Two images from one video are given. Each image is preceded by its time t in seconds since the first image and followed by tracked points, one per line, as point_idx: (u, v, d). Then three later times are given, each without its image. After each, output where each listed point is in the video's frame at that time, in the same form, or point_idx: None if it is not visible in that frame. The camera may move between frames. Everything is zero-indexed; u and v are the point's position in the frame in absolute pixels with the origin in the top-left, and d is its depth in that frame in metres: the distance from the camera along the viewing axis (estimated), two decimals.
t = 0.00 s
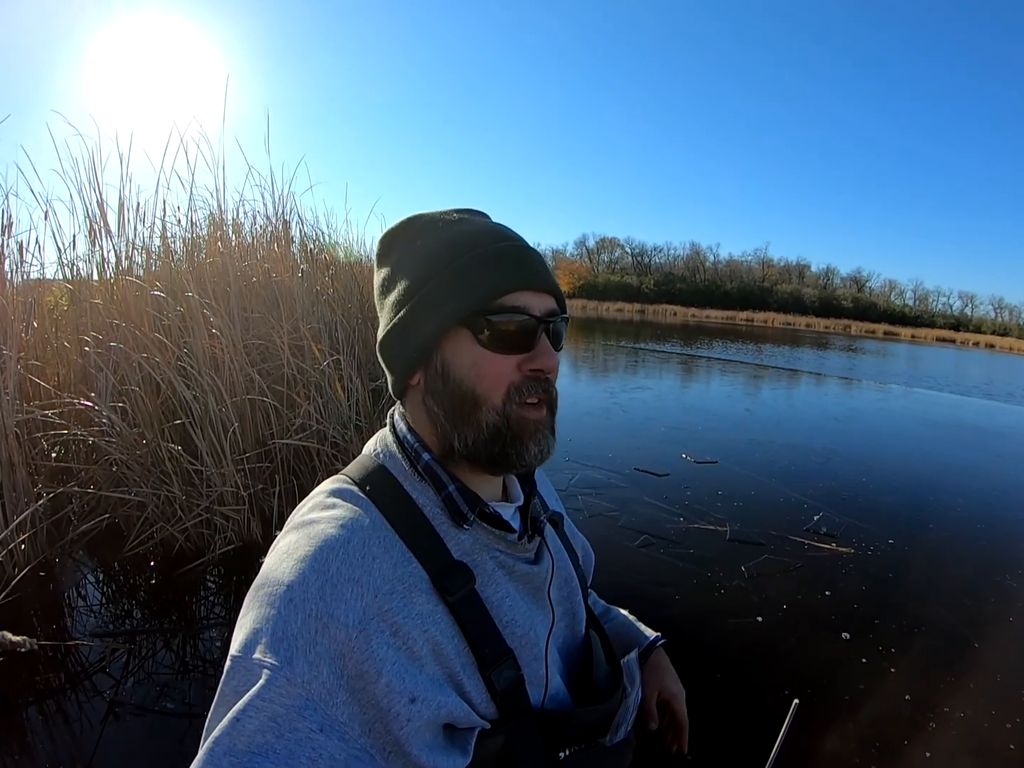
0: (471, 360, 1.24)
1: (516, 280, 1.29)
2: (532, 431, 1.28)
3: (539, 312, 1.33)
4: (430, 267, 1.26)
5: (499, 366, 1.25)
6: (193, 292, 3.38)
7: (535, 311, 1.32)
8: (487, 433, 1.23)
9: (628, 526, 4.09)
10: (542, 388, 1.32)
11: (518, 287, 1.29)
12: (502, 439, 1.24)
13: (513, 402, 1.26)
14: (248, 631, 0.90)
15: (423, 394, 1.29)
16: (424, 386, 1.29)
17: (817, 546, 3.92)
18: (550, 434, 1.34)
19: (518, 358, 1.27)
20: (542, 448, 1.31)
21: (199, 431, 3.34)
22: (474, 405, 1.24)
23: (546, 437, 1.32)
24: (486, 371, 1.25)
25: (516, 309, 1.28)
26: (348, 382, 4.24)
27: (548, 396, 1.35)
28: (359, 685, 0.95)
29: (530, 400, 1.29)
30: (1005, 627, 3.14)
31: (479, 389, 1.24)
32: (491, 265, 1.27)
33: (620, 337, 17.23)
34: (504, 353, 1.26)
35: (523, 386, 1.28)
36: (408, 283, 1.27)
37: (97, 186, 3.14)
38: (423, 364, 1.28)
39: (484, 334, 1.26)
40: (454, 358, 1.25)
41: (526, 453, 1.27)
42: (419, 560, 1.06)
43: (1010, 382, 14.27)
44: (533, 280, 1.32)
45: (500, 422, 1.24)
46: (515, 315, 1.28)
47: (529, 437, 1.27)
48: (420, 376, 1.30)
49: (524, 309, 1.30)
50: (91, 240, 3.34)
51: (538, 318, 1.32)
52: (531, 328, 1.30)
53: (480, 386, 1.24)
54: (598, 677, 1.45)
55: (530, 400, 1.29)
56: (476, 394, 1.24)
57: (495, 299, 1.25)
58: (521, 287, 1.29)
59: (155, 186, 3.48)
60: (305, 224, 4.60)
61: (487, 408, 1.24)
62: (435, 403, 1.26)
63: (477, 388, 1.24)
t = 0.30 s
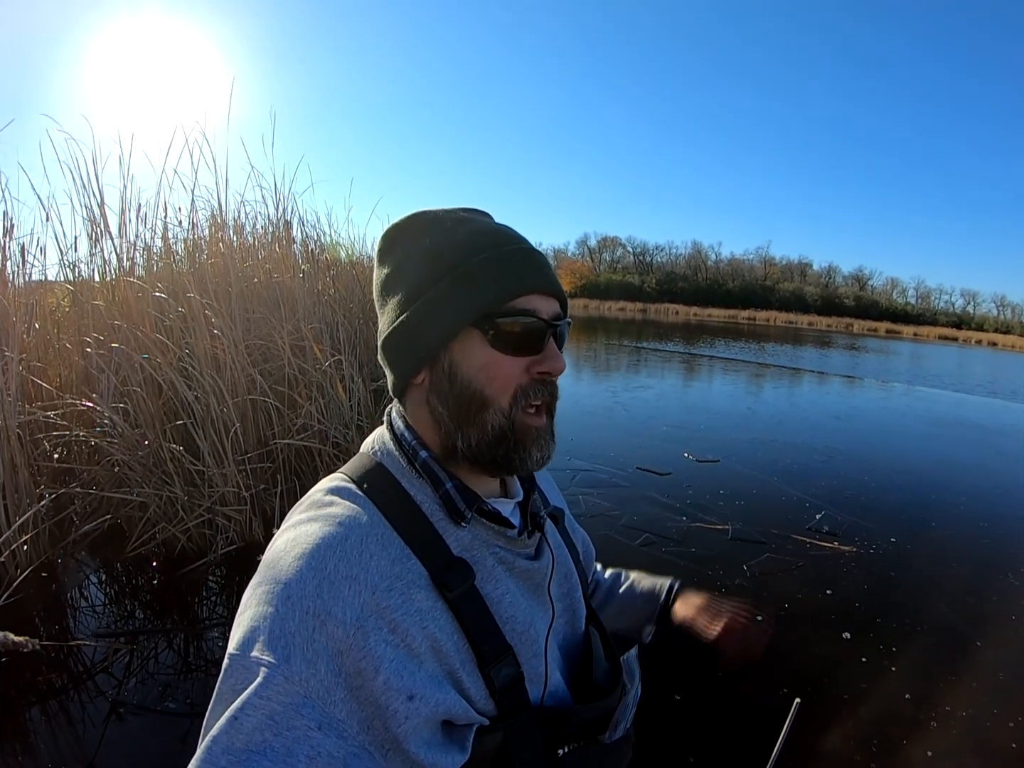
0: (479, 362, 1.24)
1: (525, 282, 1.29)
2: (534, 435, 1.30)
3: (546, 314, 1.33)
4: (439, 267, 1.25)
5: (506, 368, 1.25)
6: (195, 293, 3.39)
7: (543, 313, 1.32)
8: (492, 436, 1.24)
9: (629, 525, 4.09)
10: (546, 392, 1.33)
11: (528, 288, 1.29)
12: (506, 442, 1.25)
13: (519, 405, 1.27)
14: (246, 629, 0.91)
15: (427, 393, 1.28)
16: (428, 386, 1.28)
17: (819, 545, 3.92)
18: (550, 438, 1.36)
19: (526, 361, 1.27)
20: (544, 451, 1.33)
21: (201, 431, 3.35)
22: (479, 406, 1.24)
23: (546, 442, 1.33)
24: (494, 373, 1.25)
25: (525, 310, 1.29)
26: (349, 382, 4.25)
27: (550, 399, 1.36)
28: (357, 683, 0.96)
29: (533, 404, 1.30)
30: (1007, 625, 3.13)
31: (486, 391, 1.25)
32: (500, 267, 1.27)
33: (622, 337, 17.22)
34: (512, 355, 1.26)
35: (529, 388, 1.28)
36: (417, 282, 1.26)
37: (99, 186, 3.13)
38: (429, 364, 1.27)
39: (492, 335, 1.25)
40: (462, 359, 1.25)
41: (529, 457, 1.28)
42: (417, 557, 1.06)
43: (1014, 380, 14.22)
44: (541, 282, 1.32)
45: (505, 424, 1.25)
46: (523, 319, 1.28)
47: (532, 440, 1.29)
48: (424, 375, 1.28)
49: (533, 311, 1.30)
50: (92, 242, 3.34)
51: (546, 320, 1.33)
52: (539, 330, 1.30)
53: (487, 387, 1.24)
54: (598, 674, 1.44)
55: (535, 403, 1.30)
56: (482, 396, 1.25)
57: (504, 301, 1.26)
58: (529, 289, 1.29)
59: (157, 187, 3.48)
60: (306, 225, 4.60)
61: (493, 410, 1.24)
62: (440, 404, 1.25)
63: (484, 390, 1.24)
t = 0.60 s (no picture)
0: (483, 357, 1.24)
1: (532, 278, 1.29)
2: (536, 432, 1.29)
3: (552, 311, 1.33)
4: (446, 262, 1.25)
5: (510, 364, 1.25)
6: (197, 293, 3.39)
7: (549, 310, 1.32)
8: (494, 431, 1.22)
9: (632, 524, 4.08)
10: (550, 390, 1.32)
11: (534, 285, 1.29)
12: (508, 439, 1.24)
13: (522, 401, 1.26)
14: (250, 630, 0.90)
15: (430, 388, 1.27)
16: (432, 381, 1.27)
17: (823, 544, 3.90)
18: (552, 437, 1.34)
19: (530, 358, 1.27)
20: (546, 450, 1.31)
21: (204, 432, 3.35)
22: (482, 402, 1.23)
23: (549, 441, 1.32)
24: (497, 369, 1.24)
25: (532, 306, 1.28)
26: (352, 383, 4.24)
27: (554, 397, 1.35)
28: (362, 684, 0.95)
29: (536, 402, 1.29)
30: (1013, 624, 3.12)
31: (490, 387, 1.24)
32: (507, 262, 1.27)
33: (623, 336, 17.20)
34: (515, 350, 1.26)
35: (533, 385, 1.28)
36: (423, 276, 1.25)
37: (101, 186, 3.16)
38: (433, 358, 1.26)
39: (498, 330, 1.25)
40: (467, 354, 1.24)
41: (532, 454, 1.27)
42: (422, 557, 1.06)
43: (1017, 378, 14.18)
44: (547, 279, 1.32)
45: (508, 421, 1.24)
46: (528, 315, 1.27)
47: (535, 438, 1.28)
48: (428, 370, 1.27)
49: (539, 308, 1.30)
50: (94, 243, 3.34)
51: (552, 317, 1.32)
52: (545, 327, 1.30)
53: (491, 383, 1.24)
54: (605, 674, 1.44)
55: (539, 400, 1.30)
56: (486, 392, 1.24)
57: (511, 297, 1.25)
58: (536, 285, 1.29)
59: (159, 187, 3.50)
60: (307, 225, 4.60)
61: (496, 405, 1.24)
62: (444, 399, 1.24)
63: (488, 385, 1.24)
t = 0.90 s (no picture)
0: (510, 373, 1.23)
1: (564, 300, 1.29)
2: (552, 450, 1.29)
3: (577, 333, 1.34)
4: (482, 272, 1.24)
5: (534, 382, 1.24)
6: (197, 293, 3.38)
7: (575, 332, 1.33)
8: (511, 446, 1.22)
9: (632, 525, 4.08)
10: (569, 410, 1.33)
11: (565, 307, 1.29)
12: (524, 454, 1.24)
13: (541, 419, 1.26)
14: (252, 630, 0.90)
15: (448, 395, 1.26)
16: (450, 389, 1.25)
17: (823, 544, 3.90)
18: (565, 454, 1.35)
19: (556, 378, 1.27)
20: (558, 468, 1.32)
21: (204, 432, 3.35)
22: (503, 417, 1.23)
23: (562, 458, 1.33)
24: (521, 385, 1.23)
25: (560, 328, 1.28)
26: (352, 383, 4.24)
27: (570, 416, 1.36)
28: (364, 683, 0.95)
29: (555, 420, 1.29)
30: (1013, 625, 3.11)
31: (514, 402, 1.23)
32: (541, 282, 1.27)
33: (623, 337, 17.20)
34: (540, 369, 1.25)
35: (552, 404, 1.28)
36: (458, 282, 1.24)
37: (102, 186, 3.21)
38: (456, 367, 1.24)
39: (528, 348, 1.24)
40: (493, 368, 1.22)
41: (546, 472, 1.28)
42: (423, 557, 1.05)
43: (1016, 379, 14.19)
44: (577, 301, 1.33)
45: (527, 438, 1.24)
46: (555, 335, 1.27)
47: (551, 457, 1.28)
48: (449, 377, 1.25)
49: (566, 330, 1.30)
50: (94, 243, 3.34)
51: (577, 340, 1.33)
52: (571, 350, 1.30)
53: (515, 398, 1.23)
54: (606, 673, 1.43)
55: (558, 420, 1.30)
56: (510, 407, 1.23)
57: (543, 317, 1.25)
58: (567, 307, 1.29)
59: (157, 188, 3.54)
60: (307, 226, 4.60)
61: (516, 421, 1.23)
62: (464, 408, 1.23)
63: (512, 401, 1.23)
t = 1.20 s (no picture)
0: (509, 376, 1.23)
1: (566, 304, 1.29)
2: (550, 454, 1.29)
3: (577, 338, 1.34)
4: (484, 273, 1.24)
5: (533, 385, 1.25)
6: (196, 294, 3.39)
7: (575, 337, 1.33)
8: (508, 448, 1.22)
9: (631, 525, 4.09)
10: (568, 414, 1.33)
11: (566, 312, 1.29)
12: (521, 457, 1.24)
13: (539, 423, 1.26)
14: (251, 625, 0.90)
15: (448, 392, 1.26)
16: (450, 386, 1.26)
17: (822, 545, 3.91)
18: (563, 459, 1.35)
19: (554, 382, 1.27)
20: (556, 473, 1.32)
21: (203, 433, 3.35)
22: (500, 418, 1.22)
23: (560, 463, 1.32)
24: (521, 388, 1.24)
25: (560, 333, 1.28)
26: (351, 384, 4.25)
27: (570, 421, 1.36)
28: (362, 680, 0.95)
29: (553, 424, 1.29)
30: (1012, 624, 3.12)
31: (513, 406, 1.23)
32: (544, 286, 1.27)
33: (622, 338, 17.23)
34: (539, 373, 1.25)
35: (551, 408, 1.28)
36: (460, 281, 1.24)
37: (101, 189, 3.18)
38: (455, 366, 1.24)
39: (528, 351, 1.25)
40: (493, 370, 1.23)
41: (544, 476, 1.28)
42: (422, 555, 1.06)
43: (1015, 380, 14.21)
44: (579, 305, 1.33)
45: (525, 441, 1.24)
46: (555, 340, 1.27)
47: (549, 462, 1.28)
48: (449, 376, 1.26)
49: (566, 334, 1.30)
50: (93, 244, 3.35)
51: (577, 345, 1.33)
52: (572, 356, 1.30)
53: (514, 402, 1.23)
54: (605, 672, 1.44)
55: (556, 424, 1.30)
56: (508, 410, 1.23)
57: (543, 321, 1.25)
58: (568, 312, 1.29)
59: (157, 189, 3.48)
60: (307, 227, 4.61)
61: (514, 423, 1.23)
62: (463, 409, 1.23)
63: (511, 404, 1.23)
